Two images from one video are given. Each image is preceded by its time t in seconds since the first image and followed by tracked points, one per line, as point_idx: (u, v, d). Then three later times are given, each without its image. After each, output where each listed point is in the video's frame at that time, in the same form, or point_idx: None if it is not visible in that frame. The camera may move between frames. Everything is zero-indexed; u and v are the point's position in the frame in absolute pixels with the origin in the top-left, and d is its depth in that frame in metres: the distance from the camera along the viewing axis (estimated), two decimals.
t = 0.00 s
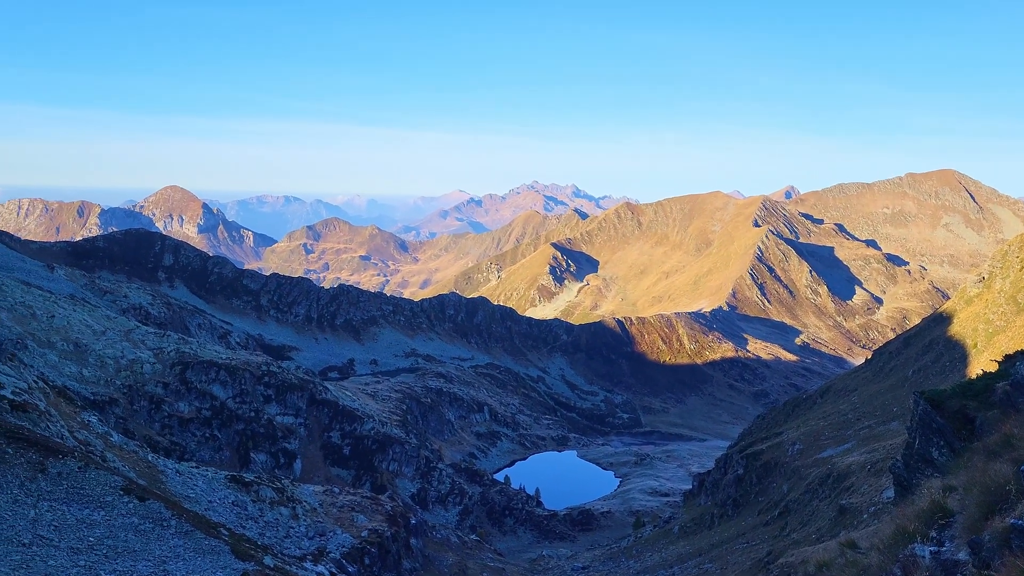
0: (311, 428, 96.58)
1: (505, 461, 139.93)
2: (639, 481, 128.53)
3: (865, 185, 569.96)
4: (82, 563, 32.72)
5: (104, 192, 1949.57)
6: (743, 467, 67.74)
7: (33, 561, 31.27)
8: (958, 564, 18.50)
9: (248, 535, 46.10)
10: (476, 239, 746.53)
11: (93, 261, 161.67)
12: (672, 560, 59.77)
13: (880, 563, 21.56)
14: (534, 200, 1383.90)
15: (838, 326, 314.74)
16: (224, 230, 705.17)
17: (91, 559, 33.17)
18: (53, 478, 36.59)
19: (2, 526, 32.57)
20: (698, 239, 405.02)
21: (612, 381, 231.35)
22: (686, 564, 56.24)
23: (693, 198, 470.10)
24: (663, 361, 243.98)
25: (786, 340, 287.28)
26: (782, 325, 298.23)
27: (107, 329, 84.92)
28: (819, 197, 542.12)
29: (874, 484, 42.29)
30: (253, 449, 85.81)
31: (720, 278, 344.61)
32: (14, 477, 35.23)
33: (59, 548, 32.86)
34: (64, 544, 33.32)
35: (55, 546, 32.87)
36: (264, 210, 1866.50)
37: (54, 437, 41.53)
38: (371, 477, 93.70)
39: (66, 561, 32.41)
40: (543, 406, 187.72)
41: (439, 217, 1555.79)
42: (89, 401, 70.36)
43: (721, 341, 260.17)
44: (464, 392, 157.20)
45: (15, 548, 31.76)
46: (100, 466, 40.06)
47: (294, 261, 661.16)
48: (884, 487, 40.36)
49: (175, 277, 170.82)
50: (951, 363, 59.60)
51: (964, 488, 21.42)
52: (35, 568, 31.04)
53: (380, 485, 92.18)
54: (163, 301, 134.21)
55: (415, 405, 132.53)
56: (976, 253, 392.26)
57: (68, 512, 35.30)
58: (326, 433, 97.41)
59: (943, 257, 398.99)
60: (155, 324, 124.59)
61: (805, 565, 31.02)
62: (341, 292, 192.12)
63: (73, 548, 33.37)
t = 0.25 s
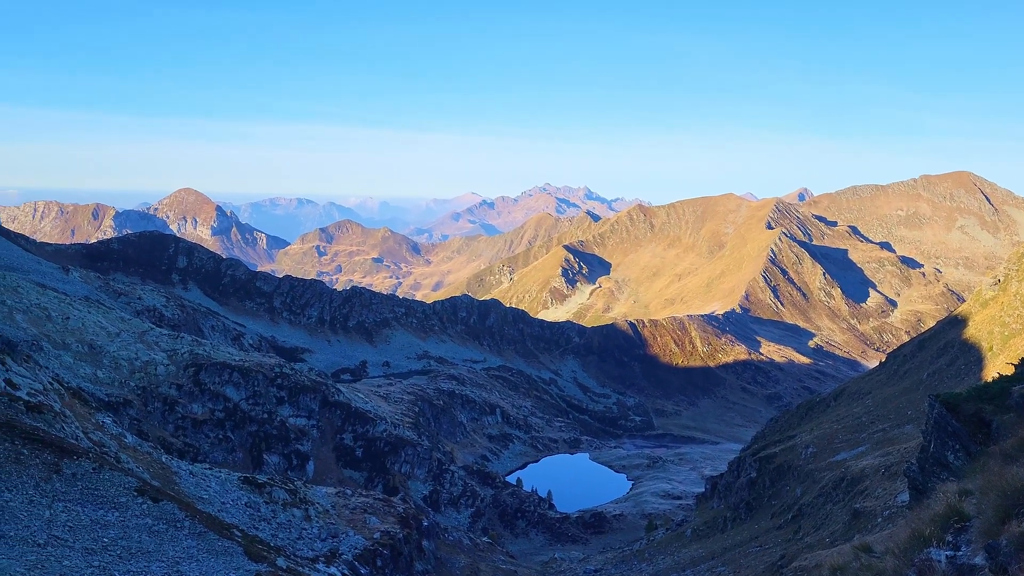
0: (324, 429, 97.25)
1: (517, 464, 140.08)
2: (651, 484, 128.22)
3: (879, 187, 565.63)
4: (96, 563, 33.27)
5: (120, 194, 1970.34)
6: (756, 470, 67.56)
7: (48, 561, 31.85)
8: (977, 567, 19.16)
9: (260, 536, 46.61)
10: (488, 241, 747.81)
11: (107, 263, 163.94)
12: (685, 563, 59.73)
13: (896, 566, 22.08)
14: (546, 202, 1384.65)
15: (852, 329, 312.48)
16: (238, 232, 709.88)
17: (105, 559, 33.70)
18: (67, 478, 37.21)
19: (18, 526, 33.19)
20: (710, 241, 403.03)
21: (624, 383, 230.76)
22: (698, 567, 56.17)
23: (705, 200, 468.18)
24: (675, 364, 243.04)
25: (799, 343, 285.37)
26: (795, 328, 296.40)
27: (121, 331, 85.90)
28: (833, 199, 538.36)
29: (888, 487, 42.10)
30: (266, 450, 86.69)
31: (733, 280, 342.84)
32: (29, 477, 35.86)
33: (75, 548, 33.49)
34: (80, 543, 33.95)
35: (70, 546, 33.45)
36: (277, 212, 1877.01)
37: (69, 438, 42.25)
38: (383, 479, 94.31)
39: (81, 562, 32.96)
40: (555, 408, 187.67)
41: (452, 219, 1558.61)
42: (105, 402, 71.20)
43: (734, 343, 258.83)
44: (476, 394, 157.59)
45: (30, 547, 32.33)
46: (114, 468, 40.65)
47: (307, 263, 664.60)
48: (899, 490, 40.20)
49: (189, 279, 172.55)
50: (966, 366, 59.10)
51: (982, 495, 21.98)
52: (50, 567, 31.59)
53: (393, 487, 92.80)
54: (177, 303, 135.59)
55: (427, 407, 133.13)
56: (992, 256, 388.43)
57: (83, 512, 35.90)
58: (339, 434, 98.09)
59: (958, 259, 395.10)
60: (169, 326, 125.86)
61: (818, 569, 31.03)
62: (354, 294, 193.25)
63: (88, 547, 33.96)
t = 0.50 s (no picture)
0: (336, 430, 97.92)
1: (529, 465, 140.23)
2: (664, 486, 127.83)
3: (894, 188, 561.03)
4: (111, 562, 33.77)
5: (135, 196, 1990.08)
6: (769, 472, 67.27)
7: (63, 560, 32.37)
8: (994, 570, 19.36)
9: (274, 536, 47.06)
10: (500, 243, 748.64)
11: (122, 264, 166.44)
12: (697, 565, 59.61)
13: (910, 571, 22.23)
14: (557, 204, 1384.85)
15: (866, 331, 310.06)
16: (251, 234, 714.47)
17: (119, 558, 34.23)
18: (82, 479, 37.82)
19: (34, 525, 33.83)
20: (723, 242, 401.27)
21: (636, 385, 230.23)
22: (711, 569, 56.00)
23: (718, 202, 466.22)
24: (687, 365, 242.23)
25: (813, 344, 283.34)
26: (809, 329, 294.55)
27: (135, 332, 86.95)
28: (846, 200, 534.23)
29: (903, 490, 41.86)
30: (279, 451, 87.42)
31: (746, 281, 340.98)
32: (44, 477, 36.50)
33: (89, 548, 33.96)
34: (94, 543, 34.43)
35: (85, 545, 34.01)
36: (290, 214, 1887.88)
37: (84, 439, 43.02)
38: (395, 480, 94.89)
39: (96, 560, 33.51)
40: (567, 409, 187.57)
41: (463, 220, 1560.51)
42: (119, 402, 72.13)
43: (747, 345, 257.47)
44: (488, 395, 157.94)
45: (46, 546, 32.93)
46: (129, 467, 41.27)
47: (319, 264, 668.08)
48: (914, 493, 40.00)
49: (202, 280, 174.21)
50: (982, 368, 58.61)
51: (999, 499, 22.08)
52: (65, 567, 32.05)
53: (405, 488, 93.40)
54: (191, 304, 136.95)
55: (439, 408, 133.61)
56: (1008, 256, 384.34)
57: (97, 512, 36.49)
58: (352, 435, 98.70)
59: (974, 261, 391.28)
60: (183, 326, 127.16)
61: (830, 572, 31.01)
62: (366, 295, 194.38)
63: (103, 547, 34.44)
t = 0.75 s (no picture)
0: (349, 430, 98.58)
1: (541, 466, 140.36)
2: (676, 487, 127.52)
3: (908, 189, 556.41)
4: (125, 561, 34.31)
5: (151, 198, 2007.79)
6: (782, 473, 66.99)
7: (78, 560, 32.90)
8: (1009, 572, 19.48)
9: (286, 536, 47.58)
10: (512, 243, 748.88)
11: (136, 265, 168.03)
12: (710, 567, 59.52)
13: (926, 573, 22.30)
14: (570, 204, 1380.70)
15: (880, 332, 307.48)
16: (264, 235, 718.97)
17: (133, 558, 34.74)
18: (97, 479, 38.48)
19: (49, 525, 34.42)
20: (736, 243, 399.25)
21: (649, 386, 229.72)
22: (723, 571, 55.91)
23: (731, 202, 464.00)
24: (700, 367, 241.37)
25: (826, 345, 281.52)
26: (822, 331, 292.50)
27: (149, 332, 87.97)
28: (860, 200, 530.42)
29: (917, 492, 41.65)
30: (292, 451, 88.19)
31: (759, 282, 339.03)
32: (59, 477, 37.20)
33: (104, 547, 34.57)
34: (109, 542, 35.02)
35: (99, 544, 34.55)
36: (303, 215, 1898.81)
37: (98, 439, 43.75)
38: (408, 480, 95.53)
39: (110, 560, 34.07)
40: (579, 410, 187.45)
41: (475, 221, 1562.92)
42: (133, 402, 73.03)
43: (760, 346, 256.06)
44: (500, 396, 158.24)
45: (60, 546, 33.49)
46: (142, 467, 41.85)
47: (332, 265, 671.58)
48: (928, 496, 39.79)
49: (216, 281, 175.82)
50: (997, 370, 58.15)
51: (1015, 501, 22.10)
52: (80, 566, 32.59)
53: (417, 488, 94.04)
54: (205, 305, 138.30)
55: (451, 409, 134.19)
56: None
57: (111, 512, 37.11)
58: (364, 436, 99.36)
59: (990, 261, 387.06)
60: (196, 327, 128.51)
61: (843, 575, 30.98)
62: (378, 296, 195.36)
63: (117, 546, 35.04)
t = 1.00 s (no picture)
0: (362, 431, 99.19)
1: (553, 467, 140.42)
2: (690, 489, 127.05)
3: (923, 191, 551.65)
4: (140, 561, 34.85)
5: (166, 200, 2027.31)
6: (796, 475, 66.65)
7: (93, 558, 33.48)
8: None
9: (299, 536, 48.05)
10: (524, 244, 748.65)
11: (151, 266, 169.80)
12: (723, 569, 59.38)
13: None
14: (582, 205, 1378.17)
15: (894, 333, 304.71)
16: (277, 236, 723.36)
17: (148, 557, 35.28)
18: (112, 478, 39.12)
19: (64, 524, 35.02)
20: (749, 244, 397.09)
21: (661, 387, 229.03)
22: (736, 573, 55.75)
23: (744, 203, 461.61)
24: (713, 368, 240.32)
25: (840, 347, 279.18)
26: (836, 332, 290.37)
27: (163, 333, 89.02)
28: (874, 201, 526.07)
29: (932, 495, 41.41)
30: (305, 452, 88.91)
31: (773, 283, 337.02)
32: (74, 477, 37.86)
33: (119, 546, 35.17)
34: (123, 542, 35.63)
35: (114, 544, 35.12)
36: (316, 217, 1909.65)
37: (113, 438, 44.47)
38: (420, 481, 96.15)
39: (125, 559, 34.60)
40: (591, 411, 187.21)
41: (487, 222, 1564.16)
42: (148, 402, 73.97)
43: (774, 347, 254.54)
44: (512, 397, 158.46)
45: (76, 545, 34.06)
46: (157, 467, 42.49)
47: (345, 266, 674.87)
48: (944, 498, 39.55)
49: (229, 282, 177.43)
50: (1012, 371, 57.63)
51: None
52: (95, 565, 33.17)
53: (430, 489, 94.65)
54: (218, 306, 139.71)
55: (464, 410, 134.70)
56: None
57: (126, 511, 37.70)
58: (377, 436, 99.95)
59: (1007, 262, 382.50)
60: (210, 327, 129.92)
61: None
62: (391, 297, 196.36)
63: (132, 546, 35.62)
